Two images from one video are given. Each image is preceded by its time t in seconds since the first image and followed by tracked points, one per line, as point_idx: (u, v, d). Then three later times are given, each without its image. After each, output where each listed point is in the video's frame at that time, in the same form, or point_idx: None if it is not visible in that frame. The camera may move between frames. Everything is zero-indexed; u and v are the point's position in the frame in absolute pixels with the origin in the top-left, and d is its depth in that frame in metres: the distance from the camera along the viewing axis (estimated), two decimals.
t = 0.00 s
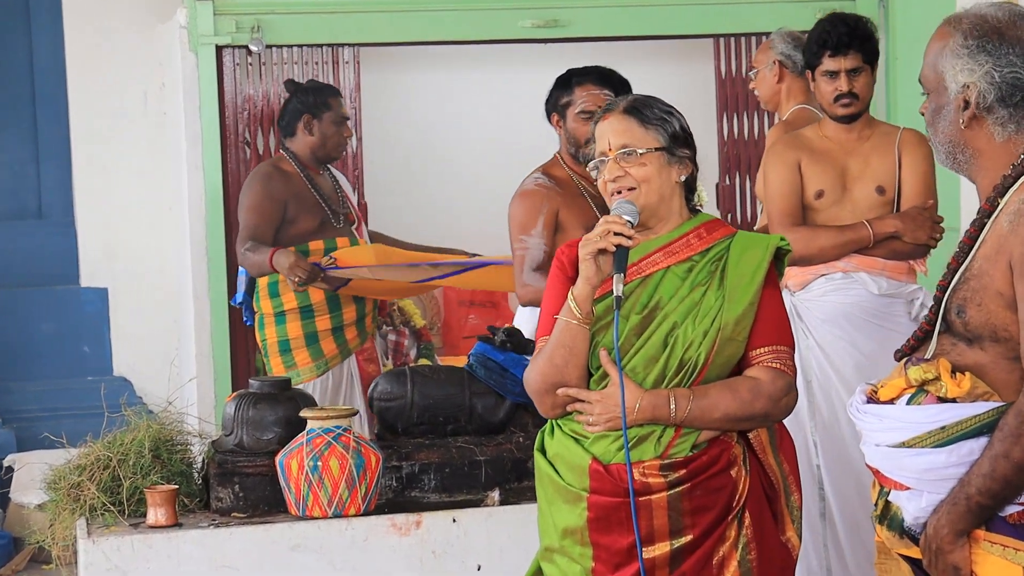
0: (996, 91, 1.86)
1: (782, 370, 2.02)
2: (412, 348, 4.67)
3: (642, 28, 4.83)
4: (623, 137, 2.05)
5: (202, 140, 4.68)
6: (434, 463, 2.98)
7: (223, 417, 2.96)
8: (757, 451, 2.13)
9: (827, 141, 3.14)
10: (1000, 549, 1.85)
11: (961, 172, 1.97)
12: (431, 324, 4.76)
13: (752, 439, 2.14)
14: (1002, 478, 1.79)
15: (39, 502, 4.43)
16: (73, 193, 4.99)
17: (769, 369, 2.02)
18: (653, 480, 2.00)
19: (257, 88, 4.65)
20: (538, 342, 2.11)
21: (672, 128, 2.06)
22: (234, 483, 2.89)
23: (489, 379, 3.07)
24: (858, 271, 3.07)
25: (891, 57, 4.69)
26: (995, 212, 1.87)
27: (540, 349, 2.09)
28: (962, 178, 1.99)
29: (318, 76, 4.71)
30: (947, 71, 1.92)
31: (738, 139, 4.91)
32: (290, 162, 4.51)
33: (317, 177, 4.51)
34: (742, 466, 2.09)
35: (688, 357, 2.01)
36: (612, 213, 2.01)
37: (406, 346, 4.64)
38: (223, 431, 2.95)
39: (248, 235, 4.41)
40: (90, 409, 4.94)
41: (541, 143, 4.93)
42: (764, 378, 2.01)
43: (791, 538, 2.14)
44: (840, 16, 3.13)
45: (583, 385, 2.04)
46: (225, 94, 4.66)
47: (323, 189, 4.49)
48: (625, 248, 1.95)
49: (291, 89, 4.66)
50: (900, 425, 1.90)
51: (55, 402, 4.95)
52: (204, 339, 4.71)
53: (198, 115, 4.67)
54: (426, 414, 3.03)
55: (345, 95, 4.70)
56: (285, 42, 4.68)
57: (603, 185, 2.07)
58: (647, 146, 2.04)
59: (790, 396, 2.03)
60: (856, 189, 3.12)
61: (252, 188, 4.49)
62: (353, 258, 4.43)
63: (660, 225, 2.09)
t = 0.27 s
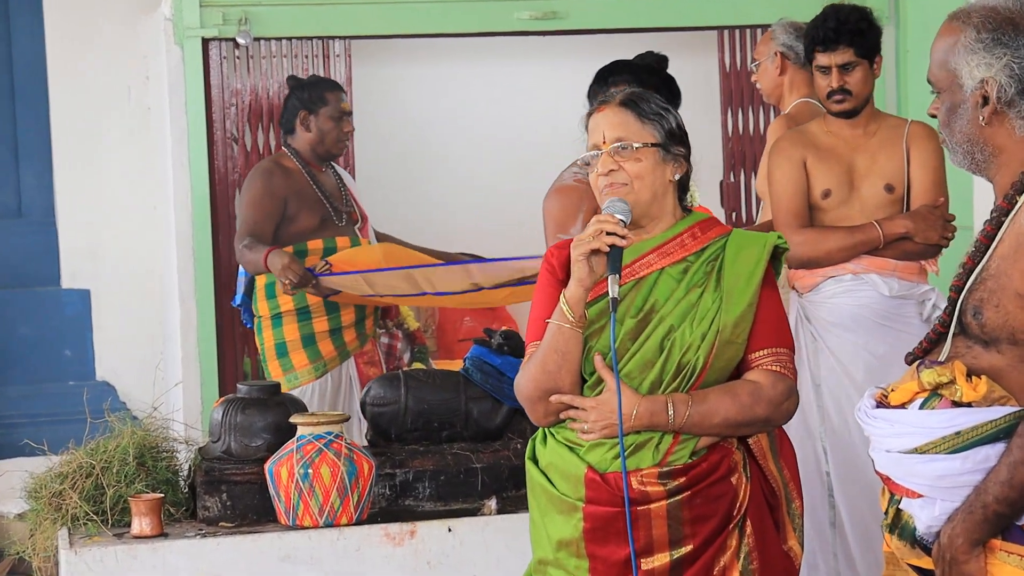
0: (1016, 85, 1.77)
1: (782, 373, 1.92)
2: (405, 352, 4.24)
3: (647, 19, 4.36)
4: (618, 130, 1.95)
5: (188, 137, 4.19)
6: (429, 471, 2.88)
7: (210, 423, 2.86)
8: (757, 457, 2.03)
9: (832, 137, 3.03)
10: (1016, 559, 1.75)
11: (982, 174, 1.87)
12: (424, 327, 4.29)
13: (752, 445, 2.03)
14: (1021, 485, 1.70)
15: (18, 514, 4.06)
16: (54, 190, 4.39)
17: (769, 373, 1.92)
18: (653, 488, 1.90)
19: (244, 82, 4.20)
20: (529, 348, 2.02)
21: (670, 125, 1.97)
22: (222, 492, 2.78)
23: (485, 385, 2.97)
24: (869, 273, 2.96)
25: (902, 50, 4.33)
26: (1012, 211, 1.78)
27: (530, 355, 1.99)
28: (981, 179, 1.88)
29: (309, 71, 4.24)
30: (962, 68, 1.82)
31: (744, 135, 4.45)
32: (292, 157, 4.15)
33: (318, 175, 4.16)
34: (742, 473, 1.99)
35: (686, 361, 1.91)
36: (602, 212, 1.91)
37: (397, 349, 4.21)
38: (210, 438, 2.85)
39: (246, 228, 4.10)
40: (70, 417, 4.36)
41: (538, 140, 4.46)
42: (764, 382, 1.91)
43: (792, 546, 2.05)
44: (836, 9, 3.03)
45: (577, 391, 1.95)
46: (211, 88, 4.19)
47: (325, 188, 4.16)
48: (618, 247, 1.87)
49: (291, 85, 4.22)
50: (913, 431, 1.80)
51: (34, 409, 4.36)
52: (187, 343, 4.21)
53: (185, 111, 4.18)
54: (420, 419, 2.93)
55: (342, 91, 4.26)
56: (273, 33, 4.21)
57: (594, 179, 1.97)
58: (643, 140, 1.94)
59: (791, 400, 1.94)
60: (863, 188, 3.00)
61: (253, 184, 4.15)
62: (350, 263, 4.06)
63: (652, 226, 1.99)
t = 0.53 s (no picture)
0: None
1: (786, 376, 1.86)
2: (403, 355, 4.14)
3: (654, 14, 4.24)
4: (616, 130, 1.88)
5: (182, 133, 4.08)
6: (429, 476, 2.81)
7: (205, 427, 2.80)
8: (761, 462, 1.97)
9: (853, 135, 2.98)
10: None
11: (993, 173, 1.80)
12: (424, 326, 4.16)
13: (755, 449, 1.97)
14: None
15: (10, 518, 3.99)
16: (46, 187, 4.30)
17: (774, 376, 1.86)
18: (656, 495, 1.83)
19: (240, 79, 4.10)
20: (527, 349, 1.95)
21: (669, 124, 1.90)
22: (217, 497, 2.73)
23: (487, 387, 2.92)
24: (886, 278, 2.92)
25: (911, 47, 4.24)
26: None
27: (529, 357, 1.93)
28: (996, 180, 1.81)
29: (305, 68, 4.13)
30: (975, 66, 1.76)
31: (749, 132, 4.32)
32: (296, 157, 4.11)
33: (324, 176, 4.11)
34: (746, 478, 1.93)
35: (689, 364, 1.85)
36: (602, 209, 1.85)
37: (395, 352, 4.12)
38: (205, 442, 2.80)
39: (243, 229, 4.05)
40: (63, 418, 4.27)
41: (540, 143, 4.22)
42: (770, 386, 1.85)
43: (797, 553, 1.99)
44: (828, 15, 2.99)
45: (577, 394, 1.88)
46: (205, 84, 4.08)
47: (329, 188, 4.11)
48: (620, 245, 1.80)
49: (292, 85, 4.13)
50: (925, 435, 1.74)
51: (22, 412, 4.26)
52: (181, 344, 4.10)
53: (178, 108, 4.07)
54: (419, 423, 2.87)
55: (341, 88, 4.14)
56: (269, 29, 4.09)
57: (593, 180, 1.90)
58: (642, 141, 1.88)
59: (796, 404, 1.87)
60: (887, 185, 2.94)
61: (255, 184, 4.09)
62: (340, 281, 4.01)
63: (653, 227, 1.93)
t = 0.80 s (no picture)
0: None
1: (793, 377, 1.81)
2: (401, 357, 4.07)
3: (657, 7, 4.13)
4: (618, 133, 1.82)
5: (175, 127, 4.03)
6: (426, 479, 2.76)
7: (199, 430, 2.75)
8: (767, 465, 1.92)
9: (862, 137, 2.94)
10: None
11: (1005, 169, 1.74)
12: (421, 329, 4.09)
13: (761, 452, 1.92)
14: None
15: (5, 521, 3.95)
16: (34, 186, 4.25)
17: (780, 377, 1.80)
18: (658, 498, 1.78)
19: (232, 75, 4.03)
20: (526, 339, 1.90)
21: (672, 121, 1.84)
22: (211, 501, 2.67)
23: (486, 389, 2.87)
24: (879, 287, 2.94)
25: (918, 40, 4.18)
26: None
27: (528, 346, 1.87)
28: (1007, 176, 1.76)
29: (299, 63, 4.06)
30: (991, 59, 1.70)
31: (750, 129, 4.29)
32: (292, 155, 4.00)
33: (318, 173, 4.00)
34: (750, 481, 1.88)
35: (693, 366, 1.80)
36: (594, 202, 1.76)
37: (393, 354, 4.05)
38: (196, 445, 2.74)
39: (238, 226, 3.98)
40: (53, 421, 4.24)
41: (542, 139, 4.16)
42: (776, 388, 1.79)
43: (802, 558, 1.94)
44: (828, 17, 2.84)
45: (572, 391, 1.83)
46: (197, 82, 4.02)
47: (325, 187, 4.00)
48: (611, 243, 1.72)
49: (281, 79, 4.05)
50: (934, 438, 1.69)
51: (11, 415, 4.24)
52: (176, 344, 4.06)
53: (170, 104, 4.01)
54: (417, 426, 2.82)
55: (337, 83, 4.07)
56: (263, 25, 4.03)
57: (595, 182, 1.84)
58: (645, 143, 1.81)
59: (804, 406, 1.82)
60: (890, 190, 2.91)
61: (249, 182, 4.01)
62: (351, 242, 3.91)
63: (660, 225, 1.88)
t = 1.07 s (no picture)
0: None
1: (800, 376, 1.80)
2: (401, 356, 4.13)
3: (658, 6, 4.13)
4: (621, 133, 1.81)
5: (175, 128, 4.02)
6: (427, 479, 2.76)
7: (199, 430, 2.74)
8: (773, 465, 1.90)
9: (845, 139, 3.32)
10: None
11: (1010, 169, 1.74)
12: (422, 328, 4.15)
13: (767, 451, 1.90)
14: None
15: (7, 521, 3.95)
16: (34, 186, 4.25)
17: (788, 377, 1.80)
18: (666, 499, 1.78)
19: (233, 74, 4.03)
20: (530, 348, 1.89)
21: (674, 117, 1.83)
22: (211, 501, 2.67)
23: (486, 389, 2.86)
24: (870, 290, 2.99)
25: (920, 39, 4.17)
26: None
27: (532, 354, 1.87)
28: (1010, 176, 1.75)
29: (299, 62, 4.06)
30: (994, 58, 1.70)
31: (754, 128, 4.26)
32: (292, 154, 4.06)
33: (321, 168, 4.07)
34: (757, 481, 1.87)
35: (700, 366, 1.80)
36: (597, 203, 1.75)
37: (394, 353, 4.11)
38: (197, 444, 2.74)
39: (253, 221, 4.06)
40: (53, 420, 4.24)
41: (545, 140, 4.16)
42: (783, 388, 1.79)
43: (809, 557, 1.93)
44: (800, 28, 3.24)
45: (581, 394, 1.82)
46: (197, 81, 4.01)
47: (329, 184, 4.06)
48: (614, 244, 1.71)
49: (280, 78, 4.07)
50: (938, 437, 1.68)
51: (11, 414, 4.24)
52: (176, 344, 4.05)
53: (170, 104, 4.01)
54: (418, 425, 2.82)
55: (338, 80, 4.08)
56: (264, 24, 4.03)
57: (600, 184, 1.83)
58: (648, 142, 1.81)
59: (810, 406, 1.81)
60: (871, 188, 3.30)
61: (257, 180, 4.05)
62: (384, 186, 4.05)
63: (664, 225, 1.87)
